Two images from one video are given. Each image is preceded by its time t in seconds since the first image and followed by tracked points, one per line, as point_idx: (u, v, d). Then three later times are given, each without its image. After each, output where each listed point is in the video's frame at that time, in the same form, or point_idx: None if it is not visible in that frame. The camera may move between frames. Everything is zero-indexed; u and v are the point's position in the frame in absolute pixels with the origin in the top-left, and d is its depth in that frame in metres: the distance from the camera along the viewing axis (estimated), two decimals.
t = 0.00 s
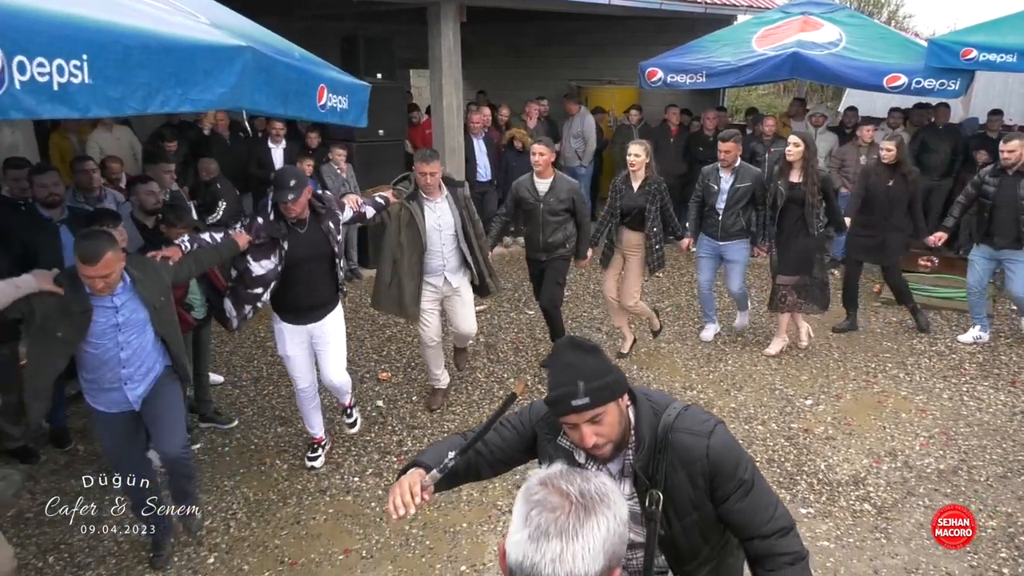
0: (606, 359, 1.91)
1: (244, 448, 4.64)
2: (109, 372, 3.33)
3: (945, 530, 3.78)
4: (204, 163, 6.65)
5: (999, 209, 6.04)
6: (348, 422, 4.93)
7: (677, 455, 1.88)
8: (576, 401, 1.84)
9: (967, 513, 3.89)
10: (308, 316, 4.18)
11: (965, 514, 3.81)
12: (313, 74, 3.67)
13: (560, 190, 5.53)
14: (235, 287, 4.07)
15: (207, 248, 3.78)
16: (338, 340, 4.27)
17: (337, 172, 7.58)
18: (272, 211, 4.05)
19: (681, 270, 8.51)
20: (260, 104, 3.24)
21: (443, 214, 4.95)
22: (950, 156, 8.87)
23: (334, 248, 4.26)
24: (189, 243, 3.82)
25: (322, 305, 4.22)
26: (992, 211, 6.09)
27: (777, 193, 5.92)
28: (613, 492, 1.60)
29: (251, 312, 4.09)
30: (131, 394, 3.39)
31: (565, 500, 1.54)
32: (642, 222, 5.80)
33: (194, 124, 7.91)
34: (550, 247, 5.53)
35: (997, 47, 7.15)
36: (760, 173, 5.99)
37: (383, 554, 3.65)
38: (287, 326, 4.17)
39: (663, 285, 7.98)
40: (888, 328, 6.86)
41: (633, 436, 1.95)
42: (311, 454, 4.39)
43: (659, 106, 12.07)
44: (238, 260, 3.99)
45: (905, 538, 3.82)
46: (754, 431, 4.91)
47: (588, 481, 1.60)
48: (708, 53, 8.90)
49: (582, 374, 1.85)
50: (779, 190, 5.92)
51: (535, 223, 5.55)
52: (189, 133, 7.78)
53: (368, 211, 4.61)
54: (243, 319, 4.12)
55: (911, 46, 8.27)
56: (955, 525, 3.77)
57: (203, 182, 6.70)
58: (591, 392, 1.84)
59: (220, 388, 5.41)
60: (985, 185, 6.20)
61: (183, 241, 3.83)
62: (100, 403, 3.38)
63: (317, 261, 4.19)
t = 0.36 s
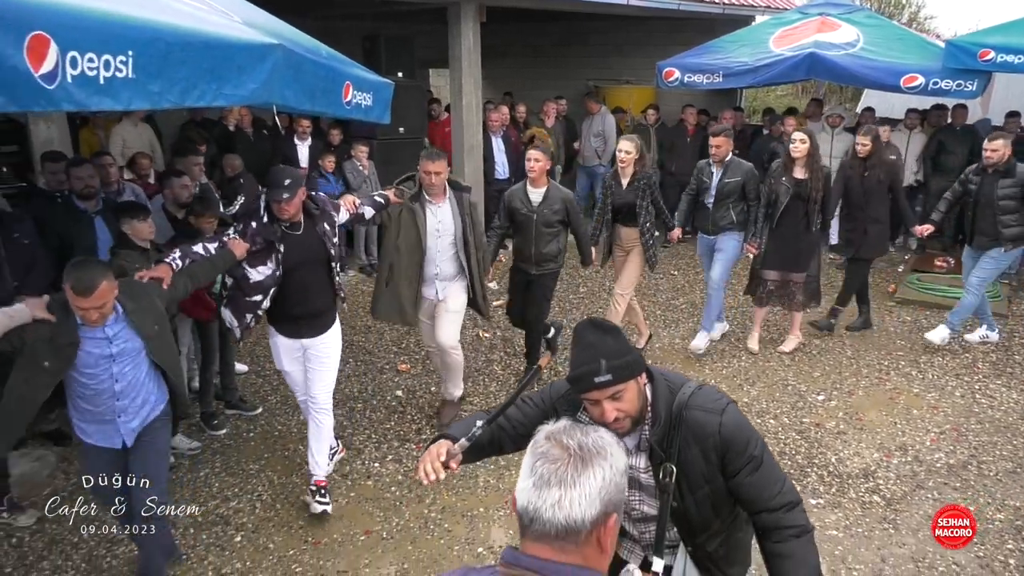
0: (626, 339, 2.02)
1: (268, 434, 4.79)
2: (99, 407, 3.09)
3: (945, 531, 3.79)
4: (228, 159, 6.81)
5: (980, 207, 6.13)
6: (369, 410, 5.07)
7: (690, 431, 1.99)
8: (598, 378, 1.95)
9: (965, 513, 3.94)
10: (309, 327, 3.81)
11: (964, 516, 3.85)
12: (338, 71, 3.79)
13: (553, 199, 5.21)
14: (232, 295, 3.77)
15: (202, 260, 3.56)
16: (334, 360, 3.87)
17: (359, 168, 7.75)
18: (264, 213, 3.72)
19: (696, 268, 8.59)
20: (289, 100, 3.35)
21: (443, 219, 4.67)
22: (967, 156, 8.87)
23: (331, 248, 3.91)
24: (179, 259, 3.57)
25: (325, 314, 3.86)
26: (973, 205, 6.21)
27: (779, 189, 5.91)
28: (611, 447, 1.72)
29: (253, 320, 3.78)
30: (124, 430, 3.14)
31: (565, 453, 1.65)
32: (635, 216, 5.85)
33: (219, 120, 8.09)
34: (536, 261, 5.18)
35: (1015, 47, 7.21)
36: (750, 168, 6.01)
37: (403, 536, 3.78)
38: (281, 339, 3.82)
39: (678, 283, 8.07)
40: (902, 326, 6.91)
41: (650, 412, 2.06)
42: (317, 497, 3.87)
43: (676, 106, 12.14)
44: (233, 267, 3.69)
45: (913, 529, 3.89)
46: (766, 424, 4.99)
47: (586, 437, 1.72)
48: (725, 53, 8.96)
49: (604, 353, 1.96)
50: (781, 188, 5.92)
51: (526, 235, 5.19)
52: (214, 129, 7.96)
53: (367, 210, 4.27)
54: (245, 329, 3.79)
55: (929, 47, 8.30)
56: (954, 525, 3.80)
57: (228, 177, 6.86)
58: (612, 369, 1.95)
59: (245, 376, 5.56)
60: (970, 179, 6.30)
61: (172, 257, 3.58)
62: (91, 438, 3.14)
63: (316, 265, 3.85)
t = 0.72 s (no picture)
0: (644, 324, 2.13)
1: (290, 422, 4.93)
2: (78, 417, 2.92)
3: (944, 531, 3.80)
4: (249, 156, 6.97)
5: (952, 209, 6.06)
6: (388, 401, 5.21)
7: (704, 411, 2.10)
8: (620, 360, 2.06)
9: (966, 514, 3.93)
10: (299, 346, 3.69)
11: (963, 516, 3.85)
12: (362, 70, 3.92)
13: (549, 197, 5.25)
14: (215, 307, 3.59)
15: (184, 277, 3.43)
16: (321, 375, 3.79)
17: (378, 165, 7.92)
18: (255, 223, 3.58)
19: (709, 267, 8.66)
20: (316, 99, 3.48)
21: (444, 224, 4.47)
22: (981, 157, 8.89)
23: (324, 265, 3.76)
24: (160, 276, 3.42)
25: (315, 329, 3.74)
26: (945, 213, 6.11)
27: (777, 195, 5.86)
28: (701, 430, 1.68)
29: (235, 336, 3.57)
30: (101, 445, 2.97)
31: (657, 431, 1.61)
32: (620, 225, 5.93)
33: (241, 119, 8.27)
34: (529, 261, 5.18)
35: None
36: (734, 180, 5.90)
37: (422, 520, 3.91)
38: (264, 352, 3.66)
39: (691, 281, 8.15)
40: (913, 325, 6.97)
41: (666, 393, 2.18)
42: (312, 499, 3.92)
43: (690, 106, 12.22)
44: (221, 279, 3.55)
45: (920, 519, 3.98)
46: (777, 418, 5.09)
47: (676, 416, 1.67)
48: (740, 53, 9.03)
49: (625, 337, 2.07)
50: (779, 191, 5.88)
51: (521, 232, 5.20)
52: (236, 127, 8.13)
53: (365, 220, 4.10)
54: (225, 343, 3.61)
55: (943, 48, 8.33)
56: (954, 525, 3.80)
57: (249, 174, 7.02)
58: (633, 352, 2.07)
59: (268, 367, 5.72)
60: (945, 183, 6.19)
61: (154, 273, 3.43)
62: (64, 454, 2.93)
63: (307, 281, 3.71)
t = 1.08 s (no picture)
0: (664, 311, 2.24)
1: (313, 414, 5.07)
2: (55, 438, 2.86)
3: (945, 531, 3.81)
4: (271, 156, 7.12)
5: (940, 204, 6.07)
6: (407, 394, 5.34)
7: (720, 392, 2.23)
8: (645, 345, 2.18)
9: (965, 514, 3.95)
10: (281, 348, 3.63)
11: (964, 516, 3.86)
12: (385, 71, 4.04)
13: (538, 197, 5.08)
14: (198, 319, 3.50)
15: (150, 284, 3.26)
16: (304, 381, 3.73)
17: (398, 165, 7.96)
18: (229, 225, 3.53)
19: (723, 266, 8.73)
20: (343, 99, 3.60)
21: (439, 231, 4.26)
22: (996, 156, 8.91)
23: (302, 270, 3.66)
24: (116, 283, 3.19)
25: (294, 334, 3.67)
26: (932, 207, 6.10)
27: (784, 186, 5.99)
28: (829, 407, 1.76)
29: (224, 345, 3.49)
30: (82, 463, 2.93)
31: (800, 410, 1.67)
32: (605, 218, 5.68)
33: (262, 119, 8.44)
34: (522, 262, 5.00)
35: None
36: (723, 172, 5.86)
37: (443, 507, 4.03)
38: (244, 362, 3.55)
39: (704, 279, 8.24)
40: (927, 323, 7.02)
41: (683, 377, 2.31)
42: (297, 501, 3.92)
43: (705, 106, 12.29)
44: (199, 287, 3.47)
45: (929, 511, 4.07)
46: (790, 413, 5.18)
47: (810, 394, 1.73)
48: (754, 54, 9.10)
49: (650, 323, 2.19)
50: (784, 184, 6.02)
51: (517, 236, 4.97)
52: (257, 127, 8.29)
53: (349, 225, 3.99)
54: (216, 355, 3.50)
55: (958, 48, 8.36)
56: (954, 525, 3.81)
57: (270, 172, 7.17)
58: (657, 337, 2.18)
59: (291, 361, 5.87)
60: (929, 179, 6.20)
61: (109, 281, 3.19)
62: (38, 479, 2.85)
63: (284, 285, 3.62)
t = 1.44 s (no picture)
0: (684, 311, 2.36)
1: (336, 405, 5.20)
2: (31, 431, 2.90)
3: (945, 531, 3.82)
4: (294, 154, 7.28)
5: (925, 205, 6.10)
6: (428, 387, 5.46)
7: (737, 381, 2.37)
8: (674, 347, 2.29)
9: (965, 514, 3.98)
10: (250, 361, 3.51)
11: (963, 516, 3.88)
12: (409, 72, 4.16)
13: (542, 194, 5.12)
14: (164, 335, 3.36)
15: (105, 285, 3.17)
16: (278, 385, 3.61)
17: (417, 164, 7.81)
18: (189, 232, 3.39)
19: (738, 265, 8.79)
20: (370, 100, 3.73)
21: (420, 235, 4.27)
22: (1015, 158, 8.91)
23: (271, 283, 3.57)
24: (64, 279, 3.11)
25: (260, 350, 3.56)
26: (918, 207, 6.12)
27: (786, 187, 6.07)
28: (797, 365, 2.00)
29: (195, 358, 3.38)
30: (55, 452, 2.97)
31: (770, 361, 1.91)
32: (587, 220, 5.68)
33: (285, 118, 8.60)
34: (533, 258, 4.99)
35: None
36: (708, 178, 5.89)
37: (463, 495, 4.15)
38: (213, 377, 3.42)
39: (720, 278, 8.31)
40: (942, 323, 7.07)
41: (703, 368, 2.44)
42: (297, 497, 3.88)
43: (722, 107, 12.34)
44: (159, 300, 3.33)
45: (940, 504, 4.15)
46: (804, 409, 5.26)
47: (776, 352, 1.98)
48: (771, 55, 9.15)
49: (675, 325, 2.30)
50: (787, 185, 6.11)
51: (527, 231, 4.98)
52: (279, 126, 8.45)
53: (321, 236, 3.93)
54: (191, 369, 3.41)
55: (976, 50, 8.38)
56: (954, 525, 3.82)
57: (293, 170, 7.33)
58: (683, 338, 2.30)
59: (315, 354, 6.02)
60: (911, 182, 6.22)
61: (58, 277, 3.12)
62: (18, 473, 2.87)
63: (251, 298, 3.53)
